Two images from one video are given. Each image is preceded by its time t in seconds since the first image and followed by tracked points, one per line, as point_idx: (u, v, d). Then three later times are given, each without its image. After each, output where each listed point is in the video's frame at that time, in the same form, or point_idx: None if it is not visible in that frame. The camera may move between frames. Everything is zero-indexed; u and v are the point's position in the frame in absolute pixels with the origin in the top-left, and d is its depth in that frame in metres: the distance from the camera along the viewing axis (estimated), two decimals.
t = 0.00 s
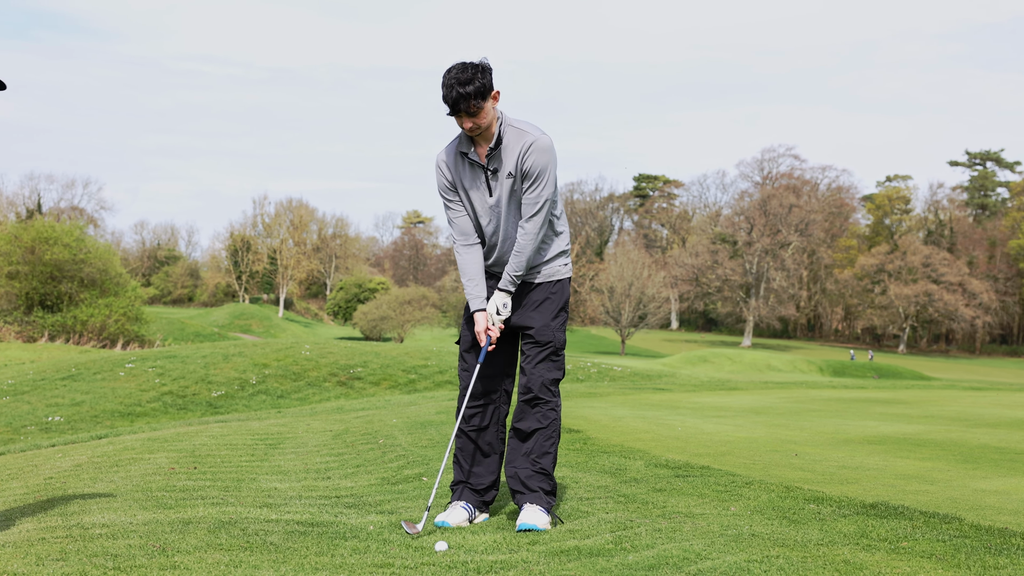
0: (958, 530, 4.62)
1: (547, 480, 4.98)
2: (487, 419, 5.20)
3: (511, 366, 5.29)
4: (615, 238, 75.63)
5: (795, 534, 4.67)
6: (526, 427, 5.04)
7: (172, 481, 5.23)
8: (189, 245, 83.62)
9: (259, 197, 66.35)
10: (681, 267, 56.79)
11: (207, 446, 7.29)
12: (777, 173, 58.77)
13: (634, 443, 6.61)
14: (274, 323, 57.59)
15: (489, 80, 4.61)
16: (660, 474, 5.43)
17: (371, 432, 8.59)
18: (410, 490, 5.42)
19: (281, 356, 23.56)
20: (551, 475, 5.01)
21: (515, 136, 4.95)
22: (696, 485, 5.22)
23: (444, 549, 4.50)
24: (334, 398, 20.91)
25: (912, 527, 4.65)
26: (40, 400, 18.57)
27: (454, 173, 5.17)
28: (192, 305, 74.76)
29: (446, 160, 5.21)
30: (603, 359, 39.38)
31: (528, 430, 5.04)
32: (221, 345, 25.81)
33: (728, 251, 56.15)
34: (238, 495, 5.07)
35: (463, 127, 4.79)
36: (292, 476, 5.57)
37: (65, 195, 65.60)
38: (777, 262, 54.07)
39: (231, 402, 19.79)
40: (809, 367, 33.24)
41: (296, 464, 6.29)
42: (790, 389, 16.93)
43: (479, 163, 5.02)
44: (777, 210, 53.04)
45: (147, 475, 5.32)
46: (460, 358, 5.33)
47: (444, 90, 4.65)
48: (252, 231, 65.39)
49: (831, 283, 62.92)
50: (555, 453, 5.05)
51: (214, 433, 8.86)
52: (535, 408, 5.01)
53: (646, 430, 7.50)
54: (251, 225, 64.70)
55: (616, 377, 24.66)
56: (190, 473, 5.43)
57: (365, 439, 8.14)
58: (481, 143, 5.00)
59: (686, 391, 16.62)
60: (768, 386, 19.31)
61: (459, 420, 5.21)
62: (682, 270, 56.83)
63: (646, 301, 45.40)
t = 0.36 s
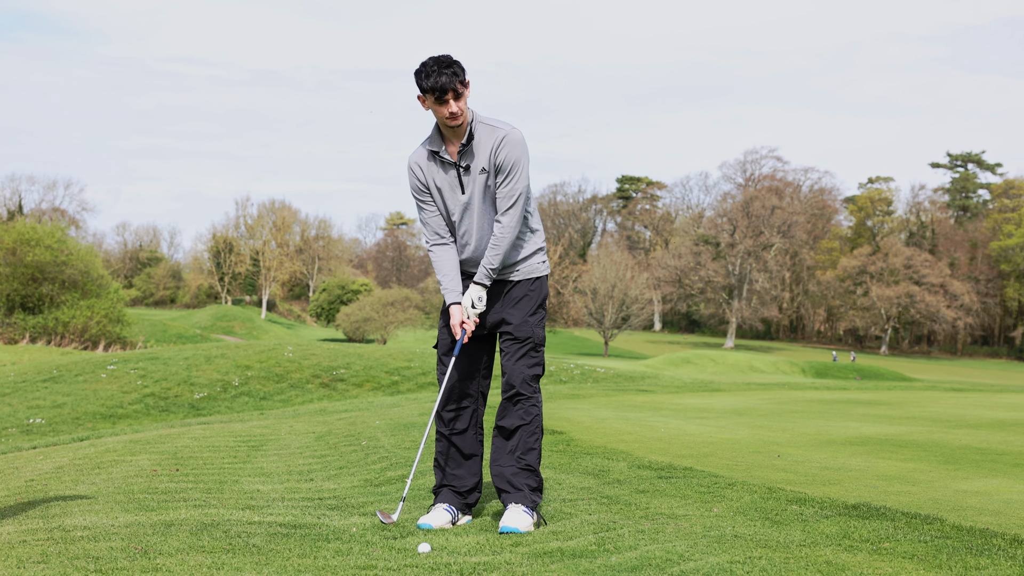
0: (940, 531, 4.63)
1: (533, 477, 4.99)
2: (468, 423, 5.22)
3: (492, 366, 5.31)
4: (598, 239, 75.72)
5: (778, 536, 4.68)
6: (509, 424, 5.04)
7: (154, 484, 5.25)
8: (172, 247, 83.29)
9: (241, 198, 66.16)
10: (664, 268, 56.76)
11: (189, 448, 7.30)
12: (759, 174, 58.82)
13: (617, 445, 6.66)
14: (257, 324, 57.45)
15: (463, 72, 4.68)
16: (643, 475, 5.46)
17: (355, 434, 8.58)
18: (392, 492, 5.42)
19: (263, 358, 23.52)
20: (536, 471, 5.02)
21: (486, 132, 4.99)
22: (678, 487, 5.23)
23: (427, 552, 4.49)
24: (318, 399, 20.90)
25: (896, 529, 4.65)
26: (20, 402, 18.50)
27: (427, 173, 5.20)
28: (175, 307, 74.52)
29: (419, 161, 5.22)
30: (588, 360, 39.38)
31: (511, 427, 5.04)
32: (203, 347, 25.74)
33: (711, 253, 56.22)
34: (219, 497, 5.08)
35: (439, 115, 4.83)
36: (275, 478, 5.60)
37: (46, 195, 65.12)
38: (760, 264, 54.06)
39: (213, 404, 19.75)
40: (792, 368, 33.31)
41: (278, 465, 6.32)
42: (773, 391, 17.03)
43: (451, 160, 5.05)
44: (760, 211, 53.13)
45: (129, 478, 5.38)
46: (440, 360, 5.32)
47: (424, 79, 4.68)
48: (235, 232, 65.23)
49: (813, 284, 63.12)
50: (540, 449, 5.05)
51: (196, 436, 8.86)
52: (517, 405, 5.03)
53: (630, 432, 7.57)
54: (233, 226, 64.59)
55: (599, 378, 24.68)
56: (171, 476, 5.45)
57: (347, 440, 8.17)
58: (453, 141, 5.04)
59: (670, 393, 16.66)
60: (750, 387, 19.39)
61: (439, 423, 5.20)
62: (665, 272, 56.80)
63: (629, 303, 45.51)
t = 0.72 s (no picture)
0: (924, 533, 4.64)
1: (537, 480, 4.98)
2: (460, 428, 5.20)
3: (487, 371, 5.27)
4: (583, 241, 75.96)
5: (762, 537, 4.68)
6: (508, 430, 5.00)
7: (136, 488, 5.28)
8: (155, 249, 83.12)
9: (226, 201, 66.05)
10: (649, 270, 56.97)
11: (173, 450, 7.35)
12: (743, 177, 59.02)
13: (601, 448, 6.74)
14: (241, 326, 57.50)
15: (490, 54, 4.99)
16: (628, 477, 5.50)
17: (339, 436, 8.60)
18: (377, 494, 5.43)
19: (248, 360, 23.48)
20: (540, 474, 5.01)
21: (494, 122, 5.07)
22: (663, 488, 5.26)
23: (411, 553, 4.44)
24: (302, 402, 20.92)
25: (879, 530, 4.66)
26: (2, 405, 18.41)
27: (428, 158, 5.19)
28: (159, 309, 74.46)
29: (421, 146, 5.23)
30: (573, 361, 39.44)
31: (510, 433, 5.01)
32: (186, 349, 25.70)
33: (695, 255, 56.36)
34: (203, 501, 5.11)
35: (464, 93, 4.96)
36: (258, 481, 5.64)
37: (29, 198, 64.73)
38: (744, 266, 54.15)
39: (198, 406, 19.74)
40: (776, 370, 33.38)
41: (263, 468, 6.36)
42: (756, 393, 17.12)
43: (456, 145, 5.06)
44: (744, 214, 53.28)
45: (112, 481, 5.44)
46: (431, 360, 5.22)
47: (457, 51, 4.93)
48: (220, 235, 65.26)
49: (797, 286, 63.37)
50: (542, 453, 5.03)
51: (179, 438, 8.88)
52: (516, 410, 5.00)
53: (615, 434, 7.65)
54: (218, 229, 64.67)
55: (584, 380, 24.68)
56: (156, 480, 5.49)
57: (331, 442, 8.20)
58: (461, 127, 5.10)
59: (655, 394, 16.68)
60: (733, 389, 19.48)
61: (427, 425, 5.19)
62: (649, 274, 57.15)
63: (613, 304, 45.77)
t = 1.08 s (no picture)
0: (910, 532, 4.64)
1: (528, 485, 4.96)
2: (462, 425, 5.19)
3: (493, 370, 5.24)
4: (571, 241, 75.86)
5: (748, 537, 4.68)
6: (505, 434, 4.99)
7: (125, 488, 5.30)
8: (143, 249, 82.89)
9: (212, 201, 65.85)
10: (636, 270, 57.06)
11: (160, 451, 7.36)
12: (730, 177, 58.94)
13: (590, 448, 6.76)
14: (228, 326, 57.46)
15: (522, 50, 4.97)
16: (616, 477, 5.52)
17: (326, 436, 8.61)
18: (365, 495, 5.43)
19: (235, 361, 23.46)
20: (531, 479, 4.99)
21: (519, 117, 5.07)
22: (650, 489, 5.28)
23: (398, 553, 4.42)
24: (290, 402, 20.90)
25: (866, 529, 4.66)
26: None
27: (451, 150, 5.19)
28: (146, 310, 74.33)
29: (445, 138, 5.23)
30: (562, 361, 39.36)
31: (508, 436, 5.01)
32: (174, 349, 25.63)
33: (683, 255, 56.28)
34: (191, 501, 5.11)
35: (495, 85, 4.95)
36: (246, 482, 5.65)
37: (15, 198, 64.44)
38: (732, 266, 54.15)
39: (185, 407, 19.71)
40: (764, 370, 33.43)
41: (251, 469, 6.38)
42: (743, 393, 17.17)
43: (479, 138, 5.07)
44: (731, 214, 53.32)
45: (98, 482, 5.46)
46: (438, 356, 5.21)
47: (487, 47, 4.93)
48: (206, 235, 65.08)
49: (784, 286, 63.44)
50: (536, 459, 5.03)
51: (166, 439, 8.87)
52: (515, 415, 4.99)
53: (602, 434, 7.67)
54: (204, 229, 64.57)
55: (572, 380, 24.70)
56: (142, 481, 5.51)
57: (318, 443, 8.20)
58: (487, 120, 5.10)
59: (642, 394, 16.71)
60: (720, 388, 19.54)
61: (428, 420, 5.19)
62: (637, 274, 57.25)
63: (601, 305, 45.84)
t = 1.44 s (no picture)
0: (901, 531, 4.64)
1: (519, 485, 4.97)
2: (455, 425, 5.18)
3: (484, 371, 5.24)
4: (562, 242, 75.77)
5: (740, 537, 4.69)
6: (495, 434, 4.99)
7: (115, 489, 5.32)
8: (133, 249, 82.63)
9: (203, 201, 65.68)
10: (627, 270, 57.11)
11: (150, 452, 7.36)
12: (721, 177, 58.90)
13: (581, 448, 6.79)
14: (219, 327, 57.34)
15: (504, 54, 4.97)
16: (607, 477, 5.54)
17: (317, 437, 8.62)
18: (356, 495, 5.44)
19: (226, 361, 23.45)
20: (522, 480, 5.00)
21: (504, 120, 5.06)
22: (641, 489, 5.29)
23: (390, 553, 4.42)
24: (281, 402, 20.89)
25: (856, 529, 4.67)
26: None
27: (437, 152, 5.19)
28: (136, 310, 74.16)
29: (431, 140, 5.23)
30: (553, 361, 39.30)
31: (497, 436, 5.01)
32: (164, 349, 25.57)
33: (674, 255, 56.22)
34: (182, 502, 5.11)
35: (477, 91, 4.94)
36: (237, 482, 5.65)
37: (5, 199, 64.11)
38: (723, 266, 54.15)
39: (175, 407, 19.69)
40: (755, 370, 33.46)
41: (241, 469, 6.37)
42: (734, 393, 17.16)
43: (465, 140, 5.09)
44: (722, 214, 53.37)
45: (88, 483, 5.47)
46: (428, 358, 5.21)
47: (467, 54, 4.91)
48: (197, 235, 64.88)
49: (775, 286, 63.49)
50: (527, 459, 5.03)
51: (156, 439, 8.86)
52: (505, 415, 4.99)
53: (593, 434, 7.67)
54: (194, 229, 64.43)
55: (563, 380, 24.70)
56: (132, 482, 5.52)
57: (308, 443, 8.19)
58: (473, 123, 5.10)
59: (633, 394, 16.67)
60: (710, 388, 19.56)
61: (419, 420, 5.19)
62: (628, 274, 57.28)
63: (592, 305, 45.90)
